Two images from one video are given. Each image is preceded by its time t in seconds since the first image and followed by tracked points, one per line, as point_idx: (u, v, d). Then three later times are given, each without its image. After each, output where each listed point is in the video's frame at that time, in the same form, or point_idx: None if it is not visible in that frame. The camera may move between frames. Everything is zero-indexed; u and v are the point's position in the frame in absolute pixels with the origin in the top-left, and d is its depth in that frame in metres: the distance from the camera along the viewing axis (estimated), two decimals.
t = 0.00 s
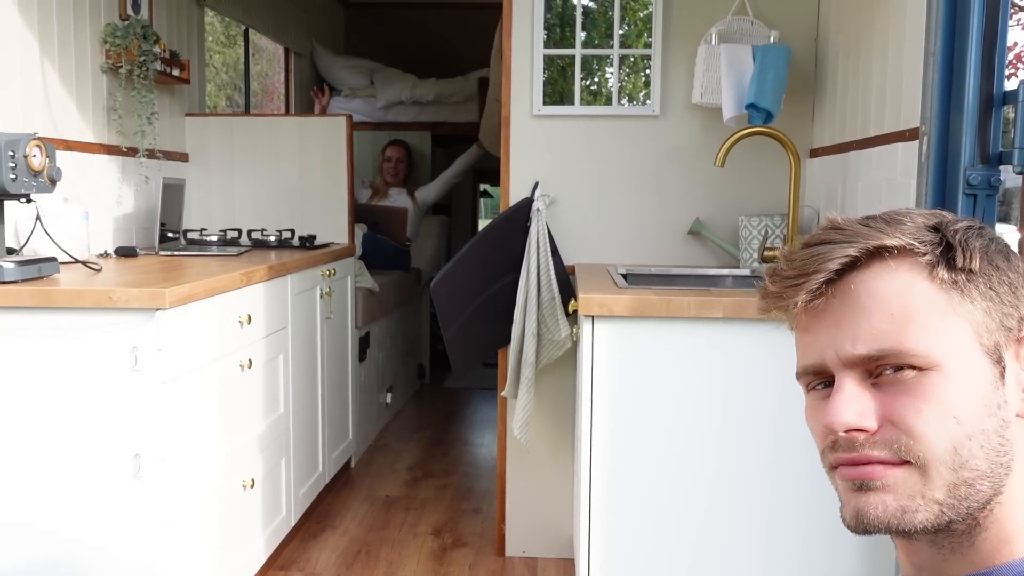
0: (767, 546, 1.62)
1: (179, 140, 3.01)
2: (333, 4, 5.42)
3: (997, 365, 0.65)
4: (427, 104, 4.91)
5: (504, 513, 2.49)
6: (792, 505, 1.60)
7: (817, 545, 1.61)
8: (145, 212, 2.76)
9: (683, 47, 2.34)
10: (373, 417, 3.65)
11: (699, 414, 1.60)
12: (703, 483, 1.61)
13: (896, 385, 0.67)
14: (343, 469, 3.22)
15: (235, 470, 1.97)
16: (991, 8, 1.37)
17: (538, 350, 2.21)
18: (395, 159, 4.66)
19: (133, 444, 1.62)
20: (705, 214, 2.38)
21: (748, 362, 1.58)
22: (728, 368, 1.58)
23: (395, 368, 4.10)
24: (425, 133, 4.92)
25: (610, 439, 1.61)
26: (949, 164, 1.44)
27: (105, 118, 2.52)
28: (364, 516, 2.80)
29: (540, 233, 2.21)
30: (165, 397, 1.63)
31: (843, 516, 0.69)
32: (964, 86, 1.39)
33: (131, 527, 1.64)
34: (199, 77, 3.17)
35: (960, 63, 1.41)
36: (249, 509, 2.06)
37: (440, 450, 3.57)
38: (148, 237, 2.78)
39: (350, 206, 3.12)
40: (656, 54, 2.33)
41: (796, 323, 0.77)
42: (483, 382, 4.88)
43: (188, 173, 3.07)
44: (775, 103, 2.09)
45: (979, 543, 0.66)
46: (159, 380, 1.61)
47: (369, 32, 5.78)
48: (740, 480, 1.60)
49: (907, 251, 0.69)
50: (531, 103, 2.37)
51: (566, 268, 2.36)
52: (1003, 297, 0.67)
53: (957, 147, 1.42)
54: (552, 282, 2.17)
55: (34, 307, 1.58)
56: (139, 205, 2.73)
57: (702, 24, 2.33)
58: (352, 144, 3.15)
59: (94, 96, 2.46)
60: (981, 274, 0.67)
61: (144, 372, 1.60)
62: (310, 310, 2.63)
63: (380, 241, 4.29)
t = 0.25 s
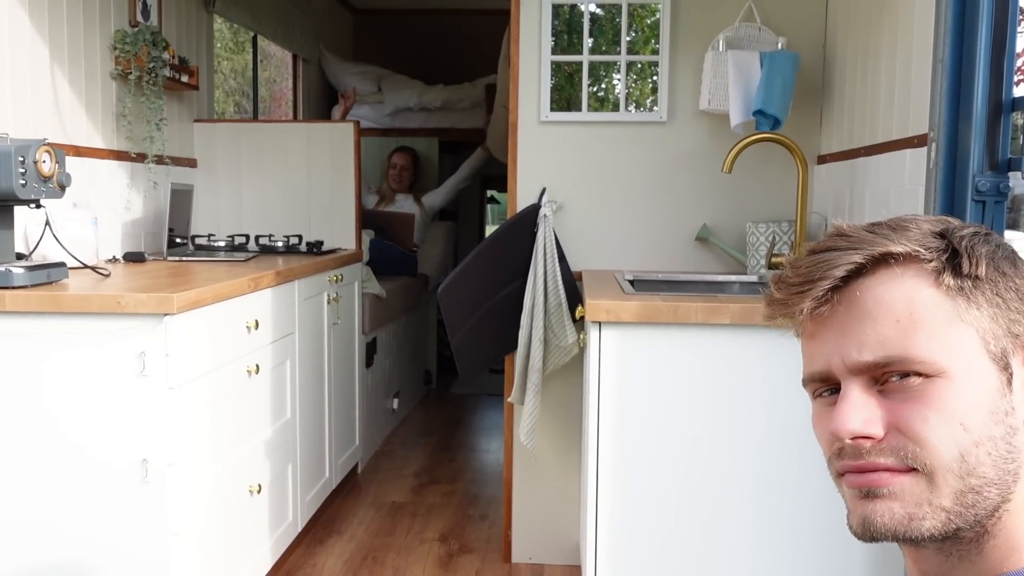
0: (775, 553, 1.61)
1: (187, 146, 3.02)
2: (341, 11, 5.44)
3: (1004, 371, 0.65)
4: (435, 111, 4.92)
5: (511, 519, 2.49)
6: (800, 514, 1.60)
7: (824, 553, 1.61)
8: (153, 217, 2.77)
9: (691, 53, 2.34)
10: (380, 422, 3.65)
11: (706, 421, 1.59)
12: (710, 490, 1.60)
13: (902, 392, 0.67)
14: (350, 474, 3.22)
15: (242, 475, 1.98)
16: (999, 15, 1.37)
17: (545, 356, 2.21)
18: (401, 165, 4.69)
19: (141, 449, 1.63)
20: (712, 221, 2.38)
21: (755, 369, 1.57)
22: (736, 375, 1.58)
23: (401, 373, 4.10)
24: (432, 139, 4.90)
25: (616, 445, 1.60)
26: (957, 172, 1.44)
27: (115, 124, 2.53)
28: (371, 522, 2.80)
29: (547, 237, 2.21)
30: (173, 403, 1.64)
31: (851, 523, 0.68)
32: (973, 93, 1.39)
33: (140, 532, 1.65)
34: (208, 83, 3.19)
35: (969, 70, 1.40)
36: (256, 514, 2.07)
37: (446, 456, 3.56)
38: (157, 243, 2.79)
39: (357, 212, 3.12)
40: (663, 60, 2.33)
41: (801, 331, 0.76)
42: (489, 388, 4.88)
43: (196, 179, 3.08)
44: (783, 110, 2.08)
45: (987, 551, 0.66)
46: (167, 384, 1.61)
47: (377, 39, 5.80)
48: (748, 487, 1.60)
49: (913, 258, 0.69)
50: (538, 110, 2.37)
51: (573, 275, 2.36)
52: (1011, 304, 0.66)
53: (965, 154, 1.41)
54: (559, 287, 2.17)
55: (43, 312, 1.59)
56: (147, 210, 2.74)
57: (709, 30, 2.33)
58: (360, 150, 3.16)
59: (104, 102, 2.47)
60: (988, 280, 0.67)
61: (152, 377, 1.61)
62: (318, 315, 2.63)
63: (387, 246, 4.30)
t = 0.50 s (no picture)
0: (780, 558, 1.61)
1: (194, 150, 3.03)
2: (347, 16, 5.46)
3: (1012, 373, 0.64)
4: (440, 115, 4.93)
5: (515, 523, 2.48)
6: (806, 518, 1.59)
7: (829, 557, 1.60)
8: (159, 221, 2.78)
9: (696, 58, 2.34)
10: (384, 426, 3.65)
11: (711, 425, 1.59)
12: (715, 494, 1.60)
13: (909, 394, 0.67)
14: (355, 478, 3.22)
15: (247, 478, 1.98)
16: (1004, 19, 1.38)
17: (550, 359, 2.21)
18: (406, 170, 4.71)
19: (146, 451, 1.63)
20: (717, 225, 2.38)
21: (760, 373, 1.57)
22: (741, 379, 1.58)
23: (406, 377, 4.10)
24: (437, 144, 4.93)
25: (621, 449, 1.60)
26: (962, 176, 1.43)
27: (121, 128, 2.54)
28: (375, 525, 2.80)
29: (552, 240, 2.21)
30: (178, 405, 1.64)
31: (857, 525, 0.68)
32: (978, 96, 1.39)
33: (144, 534, 1.65)
34: (214, 87, 3.20)
35: (974, 74, 1.40)
36: (260, 517, 2.07)
37: (451, 460, 3.56)
38: (163, 246, 2.80)
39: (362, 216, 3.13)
40: (669, 65, 2.33)
41: (808, 332, 0.76)
42: (494, 392, 4.88)
43: (202, 182, 3.09)
44: (788, 114, 2.08)
45: (993, 554, 0.65)
46: (172, 388, 1.62)
47: (382, 43, 5.82)
48: (753, 492, 1.59)
49: (921, 260, 0.69)
50: (544, 114, 2.37)
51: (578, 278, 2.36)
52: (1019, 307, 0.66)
53: (971, 158, 1.41)
54: (564, 291, 2.17)
55: (49, 314, 1.59)
56: (153, 214, 2.75)
57: (714, 35, 2.33)
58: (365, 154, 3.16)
59: (111, 106, 2.48)
60: (995, 282, 0.67)
61: (158, 379, 1.61)
62: (323, 319, 2.64)
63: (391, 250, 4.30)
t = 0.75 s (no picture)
0: (781, 561, 1.61)
1: (197, 153, 3.04)
2: (351, 20, 5.47)
3: (1011, 377, 0.65)
4: (443, 119, 4.94)
5: (517, 526, 2.49)
6: (807, 522, 1.59)
7: (830, 561, 1.60)
8: (162, 224, 2.79)
9: (698, 62, 2.35)
10: (386, 429, 3.65)
11: (712, 428, 1.59)
12: (716, 497, 1.60)
13: (908, 397, 0.67)
14: (357, 481, 3.22)
15: (249, 480, 1.98)
16: (1005, 23, 1.38)
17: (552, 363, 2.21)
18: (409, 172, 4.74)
19: (148, 453, 1.64)
20: (719, 228, 2.38)
21: (761, 376, 1.57)
22: (743, 382, 1.58)
23: (409, 380, 4.11)
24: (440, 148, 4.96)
25: (622, 452, 1.60)
26: (963, 180, 1.44)
27: (125, 131, 2.55)
28: (377, 528, 2.80)
29: (553, 244, 2.22)
30: (180, 407, 1.65)
31: (856, 529, 0.69)
32: (979, 100, 1.39)
33: (146, 536, 1.65)
34: (218, 91, 3.22)
35: (974, 78, 1.41)
36: (262, 520, 2.07)
37: (453, 463, 3.56)
38: (166, 249, 2.81)
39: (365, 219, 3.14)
40: (671, 69, 2.34)
41: (808, 335, 0.77)
42: (497, 396, 4.88)
43: (206, 186, 3.10)
44: (790, 118, 2.09)
45: (993, 557, 0.66)
46: (174, 390, 1.63)
47: (386, 47, 5.84)
48: (754, 496, 1.59)
49: (921, 263, 0.70)
50: (546, 117, 2.38)
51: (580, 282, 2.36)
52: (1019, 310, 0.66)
53: (972, 162, 1.42)
54: (566, 294, 2.17)
55: (53, 317, 1.60)
56: (157, 217, 2.76)
57: (716, 39, 2.34)
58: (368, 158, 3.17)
59: (115, 110, 2.49)
60: (995, 285, 0.67)
61: (160, 382, 1.62)
62: (325, 321, 2.64)
63: (394, 254, 4.31)
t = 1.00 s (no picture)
0: (781, 563, 1.61)
1: (199, 155, 3.05)
2: (353, 22, 5.49)
3: (1009, 381, 0.65)
4: (445, 121, 4.95)
5: (518, 528, 2.49)
6: (806, 524, 1.59)
7: (830, 563, 1.60)
8: (164, 225, 2.80)
9: (699, 65, 2.35)
10: (388, 431, 3.65)
11: (712, 431, 1.59)
12: (715, 499, 1.60)
13: (906, 402, 0.67)
14: (358, 482, 3.22)
15: (250, 481, 1.99)
16: (1005, 27, 1.38)
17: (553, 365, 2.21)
18: (411, 174, 4.76)
19: (149, 454, 1.64)
20: (720, 231, 2.38)
21: (761, 379, 1.57)
22: (743, 385, 1.58)
23: (410, 382, 4.11)
24: (442, 150, 4.96)
25: (622, 454, 1.61)
26: (962, 184, 1.44)
27: (128, 133, 2.56)
28: (378, 530, 2.80)
29: (554, 246, 2.22)
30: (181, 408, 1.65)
31: (855, 533, 0.69)
32: (978, 104, 1.39)
33: (146, 537, 1.66)
34: (220, 93, 3.22)
35: (974, 82, 1.41)
36: (263, 521, 2.08)
37: (454, 465, 3.56)
38: (168, 250, 2.81)
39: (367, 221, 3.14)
40: (672, 72, 2.34)
41: (806, 339, 0.77)
42: (498, 398, 4.88)
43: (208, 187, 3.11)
44: (791, 121, 2.09)
45: (992, 561, 0.66)
46: (175, 391, 1.63)
47: (388, 49, 5.85)
48: (754, 498, 1.59)
49: (919, 267, 0.70)
50: (548, 120, 2.38)
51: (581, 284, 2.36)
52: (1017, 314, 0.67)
53: (971, 165, 1.42)
54: (567, 296, 2.18)
55: (54, 318, 1.61)
56: (159, 218, 2.77)
57: (717, 41, 2.34)
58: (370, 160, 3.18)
59: (117, 111, 2.50)
60: (992, 289, 0.67)
61: (161, 383, 1.62)
62: (326, 323, 2.65)
63: (396, 255, 4.31)
